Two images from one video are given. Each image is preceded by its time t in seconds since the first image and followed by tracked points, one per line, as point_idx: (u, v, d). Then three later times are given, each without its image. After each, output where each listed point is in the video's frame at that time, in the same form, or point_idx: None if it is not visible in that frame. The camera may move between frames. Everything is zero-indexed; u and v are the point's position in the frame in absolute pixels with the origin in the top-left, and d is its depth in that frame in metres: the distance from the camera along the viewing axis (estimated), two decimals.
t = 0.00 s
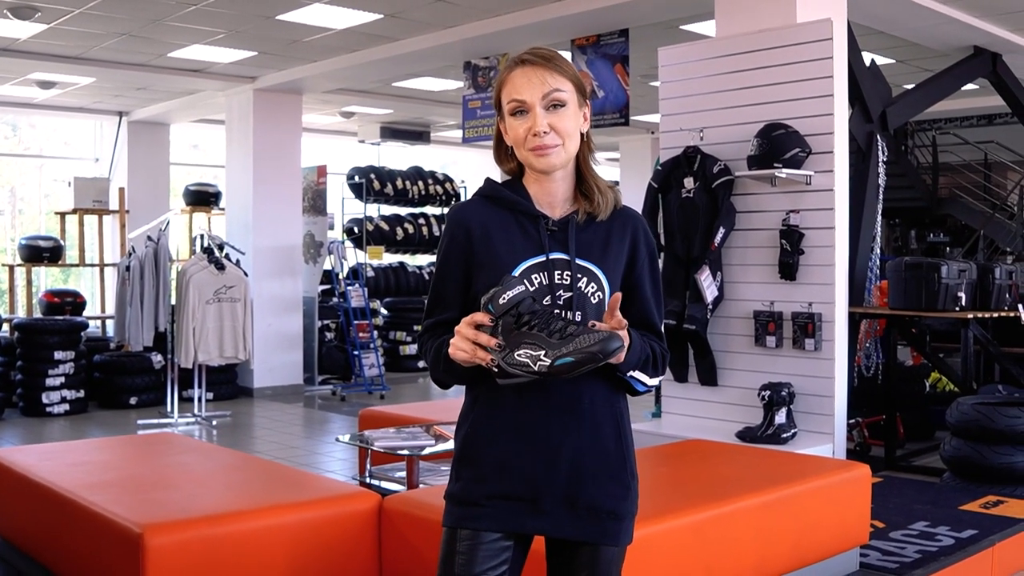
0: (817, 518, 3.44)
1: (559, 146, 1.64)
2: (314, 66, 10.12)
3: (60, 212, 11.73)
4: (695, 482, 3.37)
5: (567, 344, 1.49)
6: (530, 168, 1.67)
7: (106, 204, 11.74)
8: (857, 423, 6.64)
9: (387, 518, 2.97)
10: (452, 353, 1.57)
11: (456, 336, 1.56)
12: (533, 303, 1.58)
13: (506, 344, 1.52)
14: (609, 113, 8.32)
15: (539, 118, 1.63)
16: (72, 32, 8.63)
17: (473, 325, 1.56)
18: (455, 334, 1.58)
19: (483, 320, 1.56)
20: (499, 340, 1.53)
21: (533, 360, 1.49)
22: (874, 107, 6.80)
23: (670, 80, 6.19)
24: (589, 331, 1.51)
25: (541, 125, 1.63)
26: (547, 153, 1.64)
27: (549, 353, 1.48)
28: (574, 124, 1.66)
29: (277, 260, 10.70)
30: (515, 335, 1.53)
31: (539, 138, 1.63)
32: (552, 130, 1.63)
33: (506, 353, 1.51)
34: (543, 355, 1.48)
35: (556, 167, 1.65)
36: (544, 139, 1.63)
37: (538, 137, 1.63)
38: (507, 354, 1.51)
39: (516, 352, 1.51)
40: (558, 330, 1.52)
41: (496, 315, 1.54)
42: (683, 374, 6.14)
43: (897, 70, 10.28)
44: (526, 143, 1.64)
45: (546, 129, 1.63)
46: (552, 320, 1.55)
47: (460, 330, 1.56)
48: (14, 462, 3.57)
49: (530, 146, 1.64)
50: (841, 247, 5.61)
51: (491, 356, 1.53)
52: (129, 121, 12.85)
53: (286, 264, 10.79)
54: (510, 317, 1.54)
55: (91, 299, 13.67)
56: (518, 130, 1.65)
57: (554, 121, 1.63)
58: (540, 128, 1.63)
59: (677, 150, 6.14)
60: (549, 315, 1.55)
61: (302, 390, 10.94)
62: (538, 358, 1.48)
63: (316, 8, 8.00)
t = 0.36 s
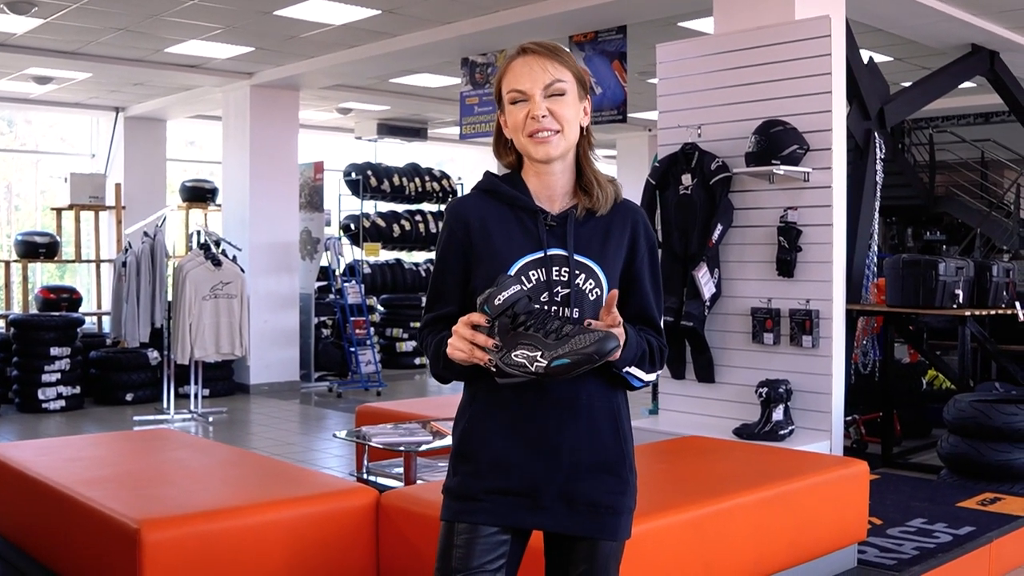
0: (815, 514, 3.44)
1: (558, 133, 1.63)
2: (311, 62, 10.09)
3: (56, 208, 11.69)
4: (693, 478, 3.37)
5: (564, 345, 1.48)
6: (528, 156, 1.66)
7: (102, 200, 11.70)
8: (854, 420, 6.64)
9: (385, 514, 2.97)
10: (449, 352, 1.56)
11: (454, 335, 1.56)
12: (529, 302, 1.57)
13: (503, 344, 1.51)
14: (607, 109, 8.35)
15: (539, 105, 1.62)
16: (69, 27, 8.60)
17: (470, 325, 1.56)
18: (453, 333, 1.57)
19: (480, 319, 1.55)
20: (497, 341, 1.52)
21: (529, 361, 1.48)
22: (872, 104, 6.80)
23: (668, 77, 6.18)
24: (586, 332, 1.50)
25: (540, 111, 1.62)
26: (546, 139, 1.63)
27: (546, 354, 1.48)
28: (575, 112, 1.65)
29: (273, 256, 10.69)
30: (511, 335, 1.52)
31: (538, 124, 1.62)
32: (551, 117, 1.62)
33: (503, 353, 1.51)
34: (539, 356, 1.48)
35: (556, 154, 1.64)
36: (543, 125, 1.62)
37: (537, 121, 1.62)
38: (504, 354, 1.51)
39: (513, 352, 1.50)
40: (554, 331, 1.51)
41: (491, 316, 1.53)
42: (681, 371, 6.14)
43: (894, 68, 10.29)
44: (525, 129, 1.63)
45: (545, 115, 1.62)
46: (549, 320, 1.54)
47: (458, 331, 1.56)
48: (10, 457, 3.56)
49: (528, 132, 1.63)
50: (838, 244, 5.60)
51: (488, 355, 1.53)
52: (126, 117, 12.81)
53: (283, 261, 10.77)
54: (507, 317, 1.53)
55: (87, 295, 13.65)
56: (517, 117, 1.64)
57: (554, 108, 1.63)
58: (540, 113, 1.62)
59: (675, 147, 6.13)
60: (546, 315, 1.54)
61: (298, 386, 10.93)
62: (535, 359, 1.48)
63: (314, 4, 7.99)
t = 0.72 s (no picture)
0: (808, 512, 3.44)
1: (557, 135, 1.62)
2: (304, 59, 10.06)
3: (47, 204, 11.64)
4: (687, 477, 3.36)
5: (562, 356, 1.48)
6: (525, 157, 1.65)
7: (94, 196, 11.65)
8: (847, 419, 6.66)
9: (376, 514, 2.96)
10: (444, 357, 1.55)
11: (449, 340, 1.54)
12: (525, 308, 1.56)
13: (499, 353, 1.50)
14: (599, 108, 8.29)
15: (537, 108, 1.61)
16: (60, 23, 8.55)
17: (465, 331, 1.54)
18: (448, 338, 1.55)
19: (476, 326, 1.53)
20: (493, 349, 1.51)
21: (527, 371, 1.48)
22: (865, 102, 6.81)
23: (661, 75, 6.17)
24: (585, 343, 1.50)
25: (539, 113, 1.61)
26: (544, 142, 1.62)
27: (543, 364, 1.47)
28: (573, 114, 1.64)
29: (265, 254, 10.66)
30: (508, 344, 1.51)
31: (537, 127, 1.61)
32: (551, 119, 1.61)
33: (499, 361, 1.50)
34: (537, 366, 1.48)
35: (554, 157, 1.64)
36: (542, 129, 1.61)
37: (536, 125, 1.61)
38: (500, 362, 1.50)
39: (510, 361, 1.50)
40: (553, 342, 1.51)
41: (488, 323, 1.52)
42: (673, 369, 6.15)
43: (887, 66, 10.30)
44: (523, 131, 1.62)
45: (544, 118, 1.61)
46: (546, 330, 1.53)
47: (453, 336, 1.54)
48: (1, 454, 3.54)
49: (526, 134, 1.62)
50: (831, 243, 5.60)
51: (485, 362, 1.52)
52: (117, 113, 12.76)
53: (274, 258, 10.75)
54: (503, 325, 1.52)
55: (78, 292, 13.59)
56: (515, 117, 1.63)
57: (553, 110, 1.62)
58: (539, 116, 1.61)
59: (669, 145, 6.13)
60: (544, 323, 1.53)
61: (290, 384, 10.90)
62: (532, 370, 1.48)
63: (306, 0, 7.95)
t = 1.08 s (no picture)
0: (799, 512, 3.44)
1: (543, 138, 1.61)
2: (292, 61, 10.03)
3: (34, 207, 11.57)
4: (677, 478, 3.36)
5: (548, 355, 1.46)
6: (512, 161, 1.64)
7: (82, 199, 11.59)
8: (836, 419, 6.66)
9: (366, 515, 2.94)
10: (431, 359, 1.54)
11: (435, 341, 1.53)
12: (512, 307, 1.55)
13: (486, 353, 1.49)
14: (588, 109, 8.23)
15: (523, 111, 1.60)
16: (47, 25, 8.51)
17: (452, 331, 1.53)
18: (435, 339, 1.54)
19: (462, 326, 1.53)
20: (479, 349, 1.50)
21: (513, 370, 1.46)
22: (854, 103, 6.82)
23: (649, 76, 6.18)
24: (571, 342, 1.48)
25: (525, 118, 1.60)
26: (532, 146, 1.61)
27: (529, 363, 1.46)
28: (559, 116, 1.63)
29: (254, 256, 10.62)
30: (495, 344, 1.50)
31: (523, 131, 1.60)
32: (537, 122, 1.60)
33: (485, 361, 1.49)
34: (523, 366, 1.46)
35: (541, 160, 1.63)
36: (528, 133, 1.60)
37: (522, 129, 1.59)
38: (487, 362, 1.49)
39: (497, 360, 1.48)
40: (538, 340, 1.49)
41: (474, 323, 1.51)
42: (663, 370, 6.15)
43: (875, 67, 10.33)
44: (509, 134, 1.61)
45: (531, 122, 1.60)
46: (531, 329, 1.52)
47: (439, 337, 1.53)
48: None
49: (513, 138, 1.61)
50: (821, 243, 5.60)
51: (471, 363, 1.51)
52: (105, 116, 12.71)
53: (263, 260, 10.71)
54: (489, 325, 1.51)
55: (66, 296, 13.53)
56: (501, 121, 1.61)
57: (539, 113, 1.60)
58: (525, 120, 1.60)
59: (657, 145, 6.12)
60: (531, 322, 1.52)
61: (279, 386, 10.86)
62: (518, 369, 1.46)
63: (294, 2, 7.92)
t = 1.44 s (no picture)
0: (789, 514, 3.45)
1: (533, 141, 1.61)
2: (283, 61, 10.01)
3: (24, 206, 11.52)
4: (669, 480, 3.36)
5: (538, 359, 1.46)
6: (503, 163, 1.64)
7: (72, 198, 11.54)
8: (826, 420, 6.68)
9: (358, 517, 2.93)
10: (423, 363, 1.53)
11: (426, 346, 1.53)
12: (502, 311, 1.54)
13: (477, 357, 1.49)
14: (580, 110, 8.24)
15: (512, 114, 1.60)
16: (38, 23, 8.47)
17: (443, 336, 1.53)
18: (426, 344, 1.54)
19: (453, 331, 1.52)
20: (470, 353, 1.50)
21: (504, 375, 1.46)
22: (845, 105, 6.84)
23: (641, 77, 6.18)
24: (562, 345, 1.48)
25: (515, 121, 1.59)
26: (521, 149, 1.61)
27: (520, 368, 1.46)
28: (549, 118, 1.62)
29: (245, 255, 10.59)
30: (485, 348, 1.50)
31: (513, 134, 1.60)
32: (527, 125, 1.60)
33: (477, 366, 1.49)
34: (514, 370, 1.46)
35: (531, 163, 1.62)
36: (518, 135, 1.60)
37: (512, 132, 1.59)
38: (478, 367, 1.48)
39: (488, 365, 1.48)
40: (529, 345, 1.49)
41: (464, 328, 1.51)
42: (654, 371, 6.15)
43: (866, 69, 10.37)
44: (499, 137, 1.60)
45: (520, 125, 1.59)
46: (522, 333, 1.52)
47: (430, 342, 1.53)
48: None
49: (503, 141, 1.60)
50: (811, 245, 5.62)
51: (463, 367, 1.50)
52: (95, 114, 12.67)
53: (254, 260, 10.68)
54: (479, 330, 1.51)
55: (56, 295, 13.49)
56: (490, 123, 1.61)
57: (528, 116, 1.60)
58: (514, 123, 1.59)
59: (648, 147, 6.14)
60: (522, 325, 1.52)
61: (270, 386, 10.84)
62: (509, 374, 1.46)
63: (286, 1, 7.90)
